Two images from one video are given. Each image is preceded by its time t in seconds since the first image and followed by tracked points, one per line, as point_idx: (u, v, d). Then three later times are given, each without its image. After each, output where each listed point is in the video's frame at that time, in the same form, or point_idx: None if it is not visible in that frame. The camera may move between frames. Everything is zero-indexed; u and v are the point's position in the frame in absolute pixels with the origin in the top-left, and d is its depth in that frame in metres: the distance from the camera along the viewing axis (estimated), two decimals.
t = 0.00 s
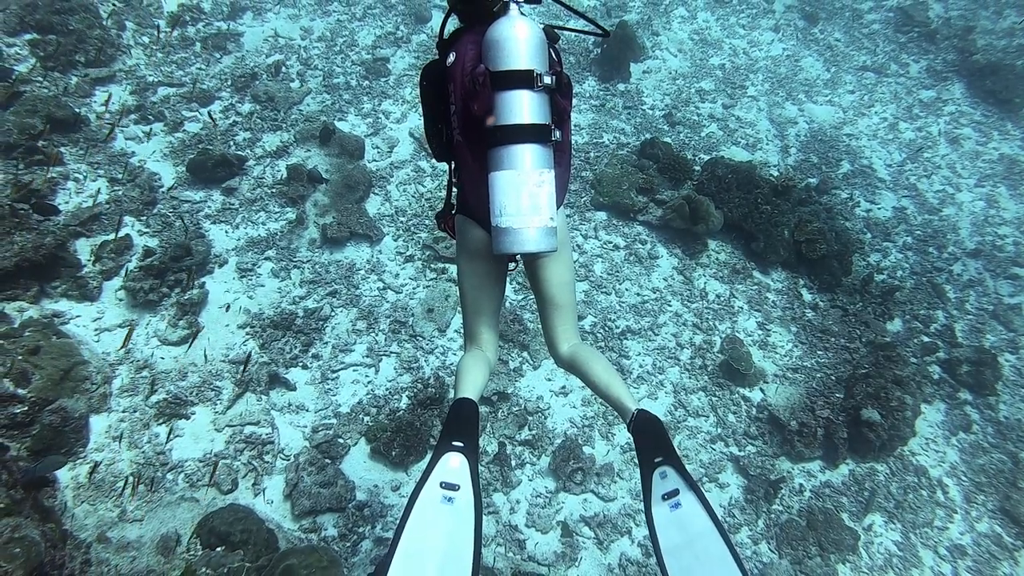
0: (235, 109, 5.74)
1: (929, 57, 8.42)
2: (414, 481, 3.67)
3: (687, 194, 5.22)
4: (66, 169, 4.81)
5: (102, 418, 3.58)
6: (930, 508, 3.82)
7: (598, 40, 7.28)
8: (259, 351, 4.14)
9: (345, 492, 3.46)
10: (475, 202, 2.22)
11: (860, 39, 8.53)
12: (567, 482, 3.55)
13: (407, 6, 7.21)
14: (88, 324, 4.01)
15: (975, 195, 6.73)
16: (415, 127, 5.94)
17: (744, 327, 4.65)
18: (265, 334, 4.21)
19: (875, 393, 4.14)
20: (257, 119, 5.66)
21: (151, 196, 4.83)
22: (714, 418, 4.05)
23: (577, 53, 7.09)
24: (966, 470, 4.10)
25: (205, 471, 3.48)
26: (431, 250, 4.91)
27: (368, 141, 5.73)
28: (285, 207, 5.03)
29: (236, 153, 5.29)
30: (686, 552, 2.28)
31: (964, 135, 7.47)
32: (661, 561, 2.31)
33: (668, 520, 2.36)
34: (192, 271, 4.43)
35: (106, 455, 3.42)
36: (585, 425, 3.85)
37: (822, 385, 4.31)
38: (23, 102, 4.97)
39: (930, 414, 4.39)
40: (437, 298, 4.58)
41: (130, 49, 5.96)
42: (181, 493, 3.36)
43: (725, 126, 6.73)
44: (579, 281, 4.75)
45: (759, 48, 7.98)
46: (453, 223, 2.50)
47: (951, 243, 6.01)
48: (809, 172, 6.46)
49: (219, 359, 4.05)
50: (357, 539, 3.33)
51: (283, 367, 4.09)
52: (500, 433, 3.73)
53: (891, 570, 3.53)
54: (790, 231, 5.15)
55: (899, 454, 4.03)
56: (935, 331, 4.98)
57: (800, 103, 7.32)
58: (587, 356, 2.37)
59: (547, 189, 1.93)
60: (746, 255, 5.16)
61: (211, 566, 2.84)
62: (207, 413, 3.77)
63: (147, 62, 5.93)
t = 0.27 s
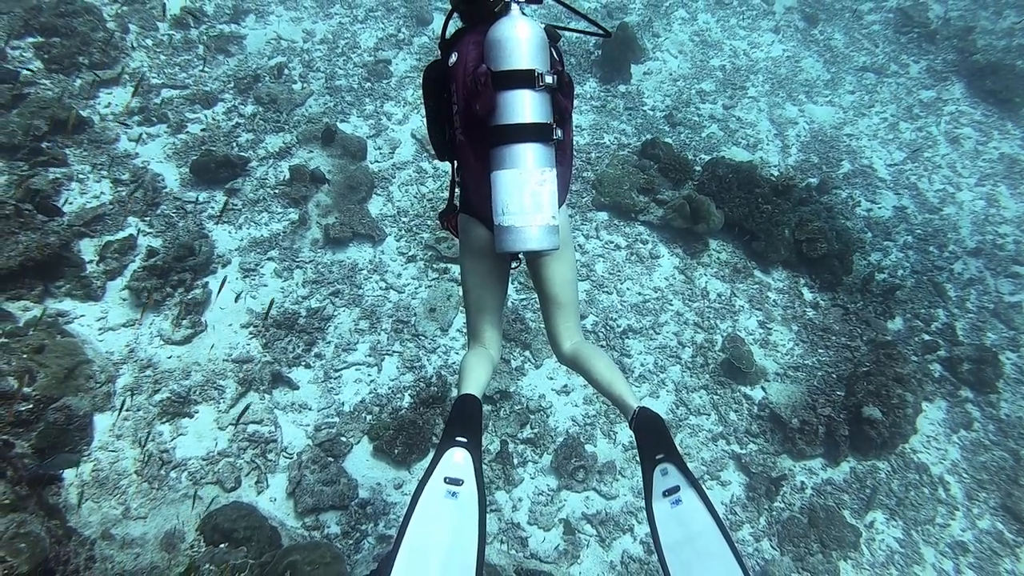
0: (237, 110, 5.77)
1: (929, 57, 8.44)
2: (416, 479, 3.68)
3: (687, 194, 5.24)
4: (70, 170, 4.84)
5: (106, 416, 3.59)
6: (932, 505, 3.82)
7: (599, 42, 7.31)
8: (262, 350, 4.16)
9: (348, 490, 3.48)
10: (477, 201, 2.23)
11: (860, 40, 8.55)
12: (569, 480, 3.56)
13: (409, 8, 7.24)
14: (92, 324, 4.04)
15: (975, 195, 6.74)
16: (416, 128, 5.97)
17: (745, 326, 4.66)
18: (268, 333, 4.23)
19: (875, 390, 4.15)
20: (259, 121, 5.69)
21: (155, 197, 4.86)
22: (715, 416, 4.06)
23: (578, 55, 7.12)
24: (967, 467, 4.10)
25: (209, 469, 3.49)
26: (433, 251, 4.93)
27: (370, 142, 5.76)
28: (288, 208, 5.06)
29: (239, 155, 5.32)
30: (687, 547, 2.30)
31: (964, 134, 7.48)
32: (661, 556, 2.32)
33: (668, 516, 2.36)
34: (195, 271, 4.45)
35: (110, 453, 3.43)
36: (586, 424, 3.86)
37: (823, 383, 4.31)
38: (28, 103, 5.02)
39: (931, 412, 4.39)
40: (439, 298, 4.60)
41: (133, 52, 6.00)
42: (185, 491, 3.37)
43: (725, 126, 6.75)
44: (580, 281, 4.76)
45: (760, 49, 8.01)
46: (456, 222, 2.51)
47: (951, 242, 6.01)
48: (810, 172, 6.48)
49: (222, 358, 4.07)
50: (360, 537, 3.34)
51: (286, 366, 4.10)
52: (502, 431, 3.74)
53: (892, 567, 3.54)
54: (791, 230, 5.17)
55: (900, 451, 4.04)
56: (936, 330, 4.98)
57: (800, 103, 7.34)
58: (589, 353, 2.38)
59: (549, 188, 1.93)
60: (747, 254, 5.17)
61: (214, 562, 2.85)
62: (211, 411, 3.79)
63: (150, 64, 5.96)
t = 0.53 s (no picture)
0: (239, 112, 5.79)
1: (928, 58, 8.46)
2: (418, 477, 3.70)
3: (688, 193, 5.25)
4: (73, 171, 4.86)
5: (109, 414, 3.61)
6: (932, 501, 3.83)
7: (600, 43, 7.34)
8: (264, 349, 4.17)
9: (350, 487, 3.49)
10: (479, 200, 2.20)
11: (859, 40, 8.58)
12: (571, 477, 3.57)
13: (410, 11, 7.28)
14: (95, 323, 4.05)
15: (974, 194, 6.76)
16: (418, 129, 5.99)
17: (746, 324, 4.68)
18: (270, 332, 4.25)
19: (876, 387, 4.16)
20: (261, 122, 5.71)
21: (158, 197, 4.88)
22: (716, 413, 4.08)
23: (578, 56, 7.15)
24: (967, 464, 4.11)
25: (212, 467, 3.51)
26: (435, 250, 4.94)
27: (372, 143, 5.78)
28: (289, 208, 5.08)
29: (241, 155, 5.34)
30: (687, 542, 2.31)
31: (963, 134, 7.50)
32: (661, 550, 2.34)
33: (668, 511, 2.37)
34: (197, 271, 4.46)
35: (113, 451, 3.45)
36: (588, 422, 3.87)
37: (824, 380, 4.33)
38: (31, 105, 5.04)
39: (931, 410, 4.41)
40: (440, 297, 4.61)
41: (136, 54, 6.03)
42: (188, 489, 3.38)
43: (725, 126, 6.78)
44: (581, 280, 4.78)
45: (759, 50, 8.03)
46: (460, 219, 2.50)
47: (951, 241, 6.03)
48: (809, 171, 6.50)
49: (225, 357, 4.08)
50: (362, 534, 3.34)
51: (288, 364, 4.11)
52: (504, 429, 3.75)
53: (893, 563, 3.54)
54: (791, 229, 5.18)
55: (900, 448, 4.05)
56: (936, 328, 5.00)
57: (800, 103, 7.36)
58: (592, 350, 2.40)
59: (551, 186, 1.88)
60: (747, 253, 5.19)
61: (217, 559, 2.86)
62: (213, 410, 3.80)
63: (153, 66, 5.99)
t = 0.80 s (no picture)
0: (240, 113, 5.81)
1: (926, 59, 8.50)
2: (420, 475, 3.70)
3: (688, 193, 5.27)
4: (75, 172, 4.87)
5: (111, 413, 3.63)
6: (932, 499, 3.84)
7: (600, 44, 7.37)
8: (266, 349, 4.18)
9: (352, 485, 3.50)
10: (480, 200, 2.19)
11: (858, 42, 8.62)
12: (571, 475, 3.58)
13: (410, 13, 7.31)
14: (97, 323, 4.06)
15: (973, 194, 6.78)
16: (419, 130, 6.01)
17: (746, 324, 4.69)
18: (272, 332, 4.26)
19: (875, 385, 4.17)
20: (263, 124, 5.73)
21: (160, 198, 4.89)
22: (716, 412, 4.09)
23: (579, 58, 7.19)
24: (966, 462, 4.12)
25: (213, 465, 3.52)
26: (436, 250, 4.96)
27: (373, 144, 5.80)
28: (291, 209, 5.09)
29: (242, 156, 5.36)
30: (687, 539, 2.31)
31: (961, 134, 7.53)
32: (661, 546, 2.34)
33: (668, 507, 2.38)
34: (199, 271, 4.47)
35: (115, 450, 3.46)
36: (588, 420, 3.89)
37: (824, 379, 4.34)
38: (34, 107, 5.06)
39: (931, 408, 4.42)
40: (441, 297, 4.63)
41: (138, 56, 6.06)
42: (190, 487, 3.39)
43: (724, 127, 6.80)
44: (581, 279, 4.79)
45: (758, 52, 8.07)
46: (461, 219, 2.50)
47: (949, 240, 6.05)
48: (809, 172, 6.52)
49: (227, 356, 4.09)
50: (364, 531, 3.35)
51: (289, 364, 4.12)
52: (505, 428, 3.76)
53: (893, 560, 3.55)
54: (790, 229, 5.20)
55: (900, 446, 4.06)
56: (935, 327, 5.02)
57: (799, 105, 7.39)
58: (593, 348, 2.42)
59: (551, 184, 1.87)
60: (747, 253, 5.21)
61: (219, 556, 2.88)
62: (215, 408, 3.81)
63: (154, 68, 6.01)
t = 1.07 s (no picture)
0: (241, 115, 5.83)
1: (923, 62, 8.55)
2: (420, 474, 3.71)
3: (687, 194, 5.29)
4: (77, 174, 4.88)
5: (112, 413, 3.63)
6: (931, 498, 3.85)
7: (599, 48, 7.43)
8: (266, 349, 4.19)
9: (352, 484, 3.50)
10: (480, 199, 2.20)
11: (855, 45, 8.67)
12: (572, 474, 3.59)
13: (410, 16, 7.34)
14: (98, 323, 4.07)
15: (970, 195, 6.82)
16: (419, 132, 6.03)
17: (745, 323, 4.71)
18: (272, 332, 4.26)
19: (875, 384, 4.18)
20: (263, 126, 5.75)
21: (161, 200, 4.90)
22: (716, 411, 4.10)
23: (578, 61, 7.24)
24: (965, 461, 4.14)
25: (214, 464, 3.52)
26: (436, 251, 4.97)
27: (373, 146, 5.82)
28: (291, 210, 5.10)
29: (243, 158, 5.37)
30: (688, 536, 2.33)
31: (959, 136, 7.57)
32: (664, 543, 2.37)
33: (670, 504, 2.40)
34: (200, 272, 4.48)
35: (116, 449, 3.47)
36: (588, 420, 3.89)
37: (823, 378, 4.36)
38: (36, 109, 5.07)
39: (930, 408, 4.43)
40: (442, 297, 4.64)
41: (139, 59, 6.08)
42: (191, 486, 3.40)
43: (723, 129, 6.83)
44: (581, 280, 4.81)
45: (757, 54, 8.11)
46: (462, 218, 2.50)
47: (947, 241, 6.08)
48: (807, 173, 6.55)
49: (227, 356, 4.10)
50: (364, 530, 3.35)
51: (290, 364, 4.13)
52: (505, 427, 3.77)
53: (892, 559, 3.56)
54: (789, 230, 5.22)
55: (899, 446, 4.08)
56: (933, 327, 5.04)
57: (797, 107, 7.43)
58: (594, 345, 2.41)
59: (551, 183, 1.86)
60: (746, 254, 5.23)
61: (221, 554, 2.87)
62: (216, 408, 3.82)
63: (155, 71, 6.03)
